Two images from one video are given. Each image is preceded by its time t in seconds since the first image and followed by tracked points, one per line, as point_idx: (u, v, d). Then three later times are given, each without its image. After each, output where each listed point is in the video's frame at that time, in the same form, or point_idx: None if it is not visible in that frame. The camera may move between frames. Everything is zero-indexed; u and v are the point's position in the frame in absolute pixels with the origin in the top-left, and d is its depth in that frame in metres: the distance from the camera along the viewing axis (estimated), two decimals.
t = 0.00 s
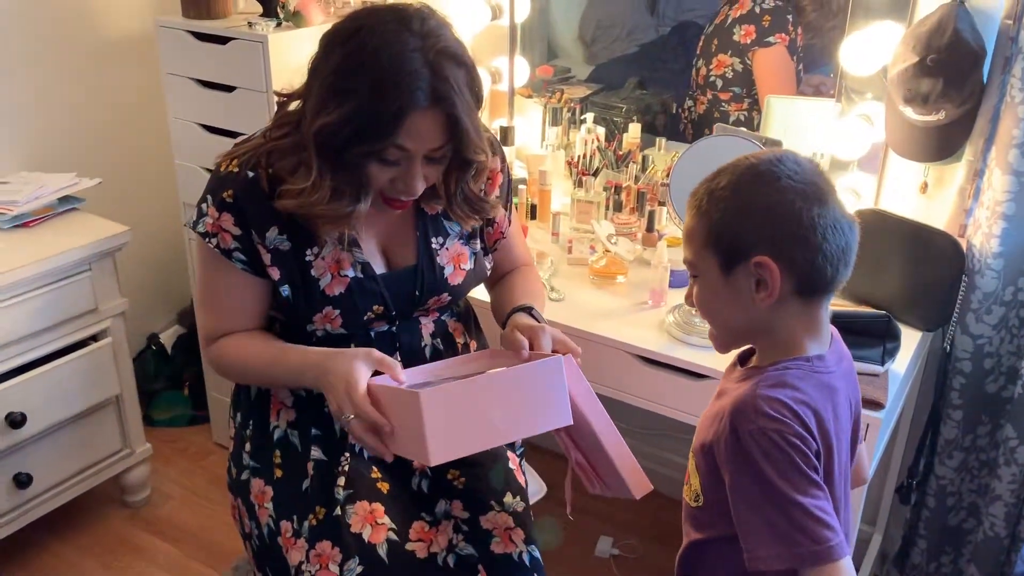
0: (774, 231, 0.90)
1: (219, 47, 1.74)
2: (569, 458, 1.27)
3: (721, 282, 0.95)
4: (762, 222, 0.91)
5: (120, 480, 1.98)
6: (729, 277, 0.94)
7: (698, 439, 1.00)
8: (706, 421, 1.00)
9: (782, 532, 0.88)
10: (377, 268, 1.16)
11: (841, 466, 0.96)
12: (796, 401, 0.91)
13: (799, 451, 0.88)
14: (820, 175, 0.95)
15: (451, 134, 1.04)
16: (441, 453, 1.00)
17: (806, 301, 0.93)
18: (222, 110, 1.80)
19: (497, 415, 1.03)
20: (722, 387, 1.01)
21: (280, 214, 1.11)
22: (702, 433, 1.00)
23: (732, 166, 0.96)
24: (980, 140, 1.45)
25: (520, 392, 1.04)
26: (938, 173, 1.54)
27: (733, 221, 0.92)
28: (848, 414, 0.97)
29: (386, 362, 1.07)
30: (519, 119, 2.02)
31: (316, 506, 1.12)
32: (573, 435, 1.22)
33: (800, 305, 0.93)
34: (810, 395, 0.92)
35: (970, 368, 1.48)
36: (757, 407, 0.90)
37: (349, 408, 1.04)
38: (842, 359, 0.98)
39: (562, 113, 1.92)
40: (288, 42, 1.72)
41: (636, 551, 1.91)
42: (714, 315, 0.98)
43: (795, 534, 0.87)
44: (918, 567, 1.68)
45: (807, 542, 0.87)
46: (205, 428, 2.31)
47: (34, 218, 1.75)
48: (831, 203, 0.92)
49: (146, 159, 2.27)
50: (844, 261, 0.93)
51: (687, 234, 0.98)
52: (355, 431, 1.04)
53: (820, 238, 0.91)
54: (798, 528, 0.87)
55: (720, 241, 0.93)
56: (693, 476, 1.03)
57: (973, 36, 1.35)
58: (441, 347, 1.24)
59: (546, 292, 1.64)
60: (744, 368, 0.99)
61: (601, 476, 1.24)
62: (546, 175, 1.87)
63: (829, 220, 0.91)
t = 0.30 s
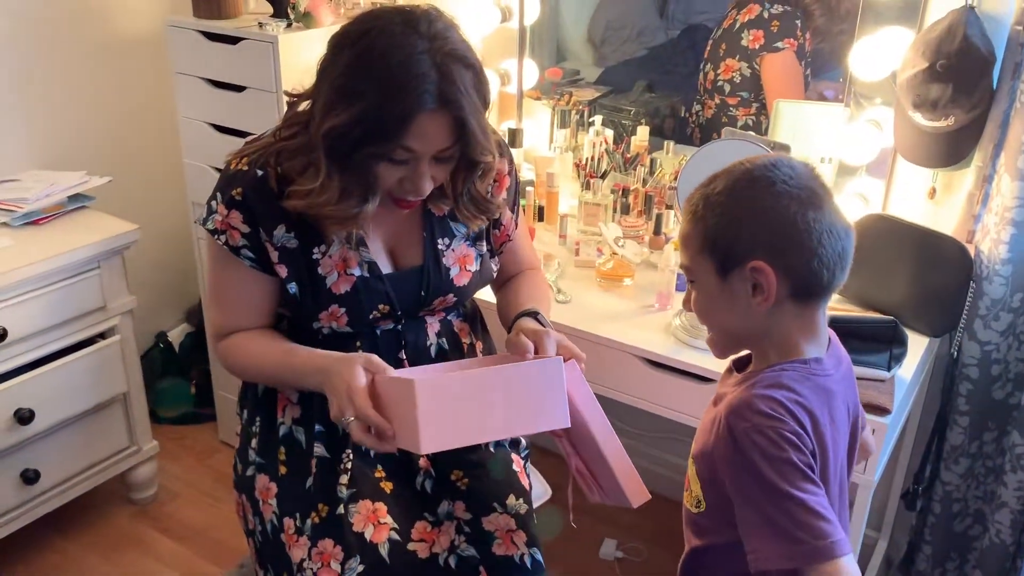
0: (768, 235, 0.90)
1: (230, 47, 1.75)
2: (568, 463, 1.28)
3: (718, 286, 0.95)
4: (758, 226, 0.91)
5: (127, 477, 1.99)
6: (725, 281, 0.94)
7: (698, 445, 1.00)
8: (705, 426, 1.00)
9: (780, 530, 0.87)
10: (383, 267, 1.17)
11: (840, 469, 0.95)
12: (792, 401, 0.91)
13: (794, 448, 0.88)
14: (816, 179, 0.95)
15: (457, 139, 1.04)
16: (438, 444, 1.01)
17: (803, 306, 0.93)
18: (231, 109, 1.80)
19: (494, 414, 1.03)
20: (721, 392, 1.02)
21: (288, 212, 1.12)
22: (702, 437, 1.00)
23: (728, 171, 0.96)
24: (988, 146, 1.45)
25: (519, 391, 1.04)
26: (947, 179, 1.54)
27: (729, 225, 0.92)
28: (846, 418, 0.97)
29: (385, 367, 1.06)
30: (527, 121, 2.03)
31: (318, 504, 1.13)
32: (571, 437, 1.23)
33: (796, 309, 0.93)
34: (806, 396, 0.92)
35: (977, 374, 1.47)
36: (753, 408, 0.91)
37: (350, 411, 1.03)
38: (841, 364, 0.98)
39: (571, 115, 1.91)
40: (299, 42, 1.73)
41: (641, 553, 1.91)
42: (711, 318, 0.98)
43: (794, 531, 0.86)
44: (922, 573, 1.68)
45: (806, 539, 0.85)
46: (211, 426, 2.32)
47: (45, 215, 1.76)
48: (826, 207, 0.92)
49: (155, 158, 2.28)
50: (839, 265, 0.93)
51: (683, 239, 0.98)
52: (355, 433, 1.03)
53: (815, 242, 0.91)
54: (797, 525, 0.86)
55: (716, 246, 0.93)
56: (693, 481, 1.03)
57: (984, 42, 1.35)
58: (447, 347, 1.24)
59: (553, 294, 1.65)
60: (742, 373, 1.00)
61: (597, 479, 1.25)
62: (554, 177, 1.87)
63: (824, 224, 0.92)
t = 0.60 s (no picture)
0: (780, 240, 0.91)
1: (244, 49, 1.76)
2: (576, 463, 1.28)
3: (731, 289, 0.95)
4: (771, 230, 0.91)
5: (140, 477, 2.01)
6: (738, 285, 0.94)
7: (713, 453, 1.00)
8: (720, 431, 1.00)
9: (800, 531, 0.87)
10: (399, 269, 1.17)
11: (856, 472, 0.95)
12: (806, 404, 0.91)
13: (811, 449, 0.88)
14: (830, 184, 0.95)
15: (481, 134, 1.05)
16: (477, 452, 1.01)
17: (815, 310, 0.93)
18: (246, 112, 1.81)
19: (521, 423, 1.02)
20: (735, 397, 1.02)
21: (304, 214, 1.12)
22: (717, 442, 1.00)
23: (741, 175, 0.96)
24: (1004, 149, 1.45)
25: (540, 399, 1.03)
26: (961, 183, 1.53)
27: (742, 229, 0.92)
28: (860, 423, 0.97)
29: (397, 375, 1.07)
30: (539, 124, 2.03)
31: (332, 504, 1.14)
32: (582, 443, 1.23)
33: (809, 313, 0.93)
34: (820, 399, 0.92)
35: (991, 378, 1.47)
36: (767, 412, 0.91)
37: (368, 425, 1.04)
38: (856, 368, 0.98)
39: (583, 118, 1.92)
40: (313, 45, 1.73)
41: (652, 557, 1.91)
42: (723, 321, 0.98)
43: (812, 531, 0.86)
44: None
45: (826, 539, 0.85)
46: (223, 427, 2.33)
47: (61, 216, 1.78)
48: (839, 212, 0.92)
49: (168, 160, 2.29)
50: (853, 270, 0.93)
51: (697, 242, 0.98)
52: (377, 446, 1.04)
53: (828, 248, 0.91)
54: (817, 526, 0.86)
55: (729, 250, 0.93)
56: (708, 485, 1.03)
57: (1000, 47, 1.35)
58: (461, 348, 1.25)
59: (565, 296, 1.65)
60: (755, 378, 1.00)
61: (607, 485, 1.25)
62: (566, 180, 1.88)
63: (837, 229, 0.91)
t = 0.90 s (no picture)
0: (805, 241, 0.90)
1: (260, 52, 1.77)
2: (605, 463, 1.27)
3: (754, 290, 0.95)
4: (796, 232, 0.91)
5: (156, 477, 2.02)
6: (761, 286, 0.94)
7: (732, 454, 1.00)
8: (740, 432, 1.00)
9: (817, 534, 0.87)
10: (417, 270, 1.17)
11: (876, 477, 0.95)
12: (826, 408, 0.90)
13: (830, 453, 0.87)
14: (857, 185, 0.94)
15: (505, 139, 1.05)
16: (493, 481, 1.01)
17: (838, 311, 0.93)
18: (262, 114, 1.82)
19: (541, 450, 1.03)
20: (756, 397, 1.02)
21: (324, 217, 1.13)
22: (736, 443, 1.00)
23: (766, 176, 0.96)
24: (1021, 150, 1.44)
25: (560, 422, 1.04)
26: (979, 184, 1.52)
27: (766, 230, 0.92)
28: (881, 427, 0.96)
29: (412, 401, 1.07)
30: (553, 125, 2.03)
31: (353, 504, 1.14)
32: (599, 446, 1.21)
33: (833, 316, 0.93)
34: (841, 402, 0.91)
35: (1009, 381, 1.46)
36: (787, 415, 0.91)
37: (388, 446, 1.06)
38: (881, 374, 0.97)
39: (597, 119, 1.92)
40: (328, 48, 1.74)
41: (665, 559, 1.91)
42: (746, 323, 0.98)
43: (829, 534, 0.86)
44: None
45: (842, 543, 0.85)
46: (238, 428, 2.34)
47: (78, 218, 1.79)
48: (864, 214, 0.92)
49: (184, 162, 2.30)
50: (877, 272, 0.92)
51: (721, 243, 0.98)
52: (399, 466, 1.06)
53: (852, 250, 0.90)
54: (834, 530, 0.85)
55: (754, 250, 0.93)
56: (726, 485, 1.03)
57: (1018, 49, 1.34)
58: (478, 349, 1.25)
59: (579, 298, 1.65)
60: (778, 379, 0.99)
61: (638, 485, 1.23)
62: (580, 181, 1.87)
63: (862, 231, 0.91)
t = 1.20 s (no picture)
0: (821, 241, 0.90)
1: (271, 54, 1.77)
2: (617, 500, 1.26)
3: (770, 291, 0.95)
4: (811, 232, 0.90)
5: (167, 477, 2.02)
6: (778, 286, 0.94)
7: (748, 453, 0.99)
8: (756, 431, 1.00)
9: (829, 534, 0.86)
10: (432, 271, 1.17)
11: (893, 478, 0.94)
12: (842, 408, 0.89)
13: (845, 455, 0.87)
14: (873, 183, 0.94)
15: (521, 152, 1.05)
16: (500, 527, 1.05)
17: (856, 311, 0.92)
18: (272, 116, 1.83)
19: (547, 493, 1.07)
20: (774, 396, 1.01)
21: (339, 217, 1.13)
22: (752, 442, 1.00)
23: (782, 176, 0.96)
24: None
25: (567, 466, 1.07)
26: (992, 183, 1.52)
27: (781, 230, 0.92)
28: (899, 429, 0.95)
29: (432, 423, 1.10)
30: (563, 126, 2.02)
31: (367, 503, 1.14)
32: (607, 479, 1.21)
33: (851, 316, 0.93)
34: (857, 403, 0.90)
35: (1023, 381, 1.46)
36: (802, 415, 0.90)
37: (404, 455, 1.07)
38: (900, 375, 0.97)
39: (607, 119, 1.91)
40: (338, 49, 1.74)
41: (677, 560, 1.90)
42: (763, 324, 0.97)
43: (841, 535, 0.85)
44: None
45: (854, 544, 0.84)
46: (248, 428, 2.35)
47: (90, 218, 1.79)
48: (881, 212, 0.91)
49: (195, 164, 2.31)
50: (896, 271, 0.92)
51: (738, 244, 0.98)
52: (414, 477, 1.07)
53: (870, 250, 0.90)
54: (847, 532, 0.85)
55: (770, 251, 0.93)
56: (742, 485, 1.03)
57: None
58: (490, 350, 1.25)
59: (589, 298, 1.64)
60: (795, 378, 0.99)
61: (643, 517, 1.23)
62: (591, 181, 1.87)
63: (879, 230, 0.90)
